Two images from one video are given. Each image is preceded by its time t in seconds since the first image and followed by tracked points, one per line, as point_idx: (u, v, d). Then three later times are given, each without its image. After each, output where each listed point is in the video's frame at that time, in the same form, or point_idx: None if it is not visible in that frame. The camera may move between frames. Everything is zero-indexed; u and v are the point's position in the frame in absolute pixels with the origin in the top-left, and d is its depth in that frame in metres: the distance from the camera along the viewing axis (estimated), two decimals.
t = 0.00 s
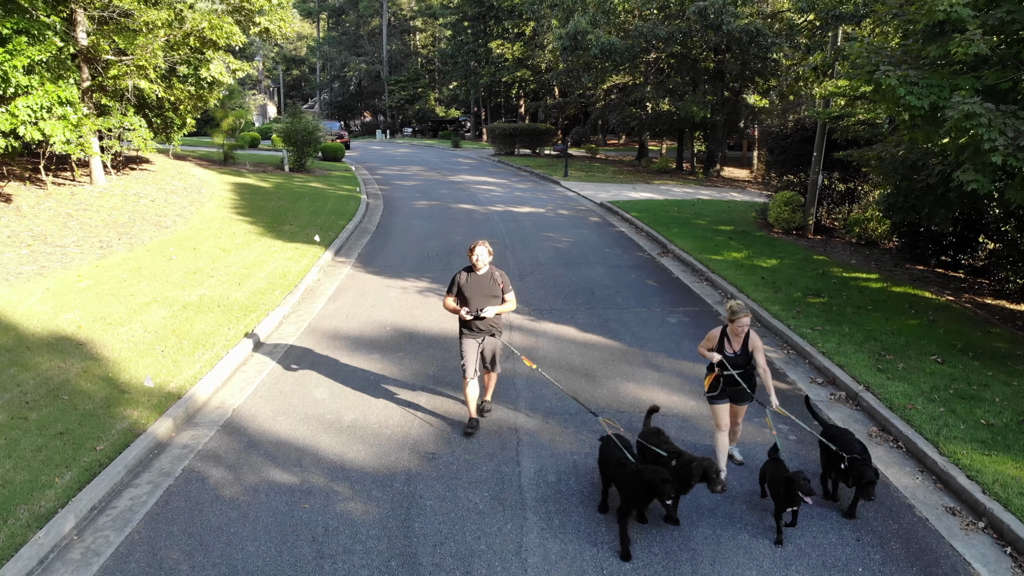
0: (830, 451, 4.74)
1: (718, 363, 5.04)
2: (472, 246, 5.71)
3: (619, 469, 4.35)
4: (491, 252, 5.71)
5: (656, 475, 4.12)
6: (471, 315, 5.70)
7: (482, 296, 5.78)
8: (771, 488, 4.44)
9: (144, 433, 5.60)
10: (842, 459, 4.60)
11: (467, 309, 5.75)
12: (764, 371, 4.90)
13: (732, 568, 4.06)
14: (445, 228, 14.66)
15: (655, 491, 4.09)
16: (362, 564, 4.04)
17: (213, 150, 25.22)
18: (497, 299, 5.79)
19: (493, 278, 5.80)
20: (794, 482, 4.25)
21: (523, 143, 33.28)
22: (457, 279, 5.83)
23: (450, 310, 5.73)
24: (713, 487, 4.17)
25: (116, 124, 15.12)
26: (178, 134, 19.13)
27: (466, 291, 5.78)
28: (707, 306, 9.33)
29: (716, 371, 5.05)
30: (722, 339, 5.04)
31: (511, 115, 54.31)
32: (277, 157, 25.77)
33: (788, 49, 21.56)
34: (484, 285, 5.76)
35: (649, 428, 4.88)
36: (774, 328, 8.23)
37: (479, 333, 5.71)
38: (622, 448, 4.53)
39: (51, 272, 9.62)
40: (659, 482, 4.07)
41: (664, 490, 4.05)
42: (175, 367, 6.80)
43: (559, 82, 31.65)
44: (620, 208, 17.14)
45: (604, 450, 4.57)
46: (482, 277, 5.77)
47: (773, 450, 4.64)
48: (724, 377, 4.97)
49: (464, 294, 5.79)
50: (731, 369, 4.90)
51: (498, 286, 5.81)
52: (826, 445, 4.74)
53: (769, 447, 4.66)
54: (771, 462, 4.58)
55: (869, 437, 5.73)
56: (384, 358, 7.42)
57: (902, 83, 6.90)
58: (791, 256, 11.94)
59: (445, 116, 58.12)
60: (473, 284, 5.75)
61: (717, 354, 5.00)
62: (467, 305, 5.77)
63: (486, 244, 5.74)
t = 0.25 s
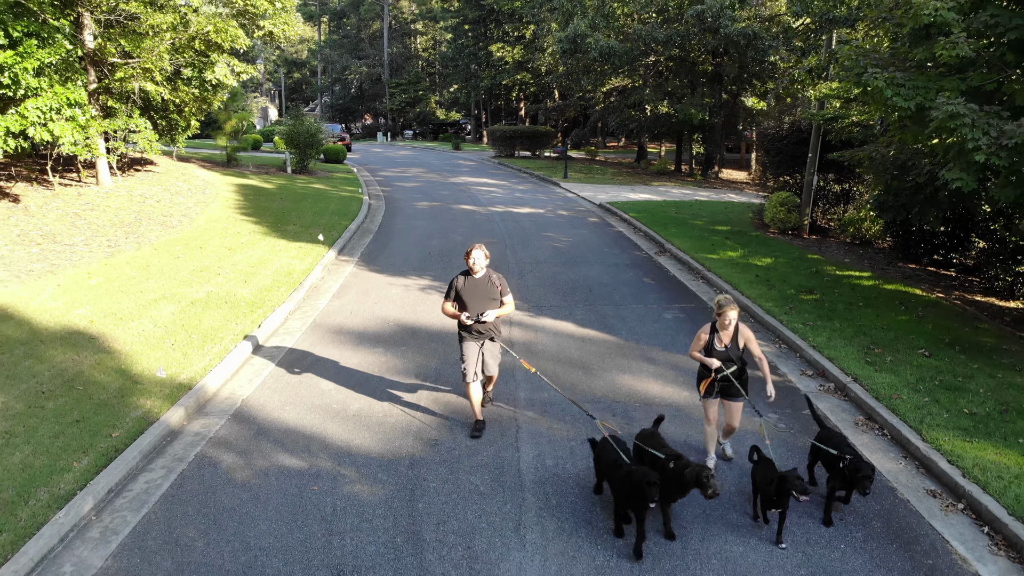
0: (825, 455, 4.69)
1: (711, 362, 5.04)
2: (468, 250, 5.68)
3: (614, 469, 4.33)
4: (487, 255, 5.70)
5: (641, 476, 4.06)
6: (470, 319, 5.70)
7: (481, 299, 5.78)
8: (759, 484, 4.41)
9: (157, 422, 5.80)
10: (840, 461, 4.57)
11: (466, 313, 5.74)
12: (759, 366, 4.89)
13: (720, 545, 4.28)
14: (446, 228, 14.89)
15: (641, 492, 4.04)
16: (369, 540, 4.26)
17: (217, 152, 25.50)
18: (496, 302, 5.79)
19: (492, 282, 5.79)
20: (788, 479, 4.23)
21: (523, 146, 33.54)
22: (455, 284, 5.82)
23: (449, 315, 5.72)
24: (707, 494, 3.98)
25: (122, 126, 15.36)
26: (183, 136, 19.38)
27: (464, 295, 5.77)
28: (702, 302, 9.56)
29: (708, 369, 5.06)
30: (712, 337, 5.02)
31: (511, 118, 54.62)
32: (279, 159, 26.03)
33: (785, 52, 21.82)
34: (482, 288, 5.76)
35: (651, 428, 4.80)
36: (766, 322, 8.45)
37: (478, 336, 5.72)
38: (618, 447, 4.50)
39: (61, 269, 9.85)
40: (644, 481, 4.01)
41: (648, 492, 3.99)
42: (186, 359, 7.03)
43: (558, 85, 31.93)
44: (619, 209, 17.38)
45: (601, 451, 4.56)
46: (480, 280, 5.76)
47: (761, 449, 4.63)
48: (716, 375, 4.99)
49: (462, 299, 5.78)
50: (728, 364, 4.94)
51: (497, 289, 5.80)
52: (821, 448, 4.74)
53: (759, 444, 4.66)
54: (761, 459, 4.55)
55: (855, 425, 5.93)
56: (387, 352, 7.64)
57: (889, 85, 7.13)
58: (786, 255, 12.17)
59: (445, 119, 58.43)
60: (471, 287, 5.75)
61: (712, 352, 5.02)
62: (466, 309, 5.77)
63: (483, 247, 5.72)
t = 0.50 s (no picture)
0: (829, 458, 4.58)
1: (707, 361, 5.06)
2: (467, 246, 5.69)
3: (610, 465, 4.40)
4: (487, 251, 5.72)
5: (634, 472, 4.15)
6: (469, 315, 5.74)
7: (481, 294, 5.81)
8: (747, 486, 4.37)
9: (171, 408, 6.04)
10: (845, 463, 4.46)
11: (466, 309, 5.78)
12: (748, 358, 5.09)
13: (708, 520, 4.53)
14: (448, 227, 15.15)
15: (633, 488, 4.12)
16: (375, 516, 4.49)
17: (220, 153, 25.79)
18: (496, 297, 5.84)
19: (491, 276, 5.83)
20: (768, 485, 4.15)
21: (523, 147, 33.83)
22: (455, 279, 5.83)
23: (448, 311, 5.75)
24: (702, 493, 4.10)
25: (128, 127, 15.61)
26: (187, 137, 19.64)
27: (464, 291, 5.80)
28: (697, 298, 9.81)
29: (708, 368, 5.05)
30: (710, 336, 5.03)
31: (512, 120, 54.93)
32: (282, 160, 26.32)
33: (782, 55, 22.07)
34: (482, 283, 5.79)
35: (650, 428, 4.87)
36: (759, 317, 8.69)
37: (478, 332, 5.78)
38: (615, 442, 4.56)
39: (72, 266, 10.10)
40: (637, 479, 4.10)
41: (641, 488, 4.08)
42: (196, 351, 7.28)
43: (558, 87, 32.20)
44: (617, 208, 17.63)
45: (598, 447, 4.59)
46: (479, 276, 5.79)
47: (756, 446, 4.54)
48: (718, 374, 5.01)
49: (462, 294, 5.81)
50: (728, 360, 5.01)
51: (496, 284, 5.86)
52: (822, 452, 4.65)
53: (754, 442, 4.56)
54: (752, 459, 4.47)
55: (842, 412, 6.16)
56: (391, 345, 7.90)
57: (876, 86, 7.38)
58: (780, 252, 12.42)
59: (446, 121, 58.76)
60: (471, 283, 5.78)
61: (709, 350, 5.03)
62: (465, 304, 5.81)
63: (482, 243, 5.72)
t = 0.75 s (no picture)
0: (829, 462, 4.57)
1: (707, 356, 5.18)
2: (472, 248, 5.77)
3: (602, 466, 4.40)
4: (491, 253, 5.78)
5: (623, 471, 4.13)
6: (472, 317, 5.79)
7: (483, 296, 5.86)
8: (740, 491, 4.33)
9: (184, 396, 6.29)
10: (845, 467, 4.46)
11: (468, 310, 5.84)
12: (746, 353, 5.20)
13: (698, 498, 4.79)
14: (450, 226, 15.41)
15: (622, 486, 4.09)
16: (383, 493, 4.74)
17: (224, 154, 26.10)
18: (498, 300, 5.87)
19: (494, 279, 5.88)
20: (761, 489, 4.12)
21: (524, 149, 34.11)
22: (459, 280, 5.91)
23: (451, 311, 5.82)
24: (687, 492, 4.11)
25: (135, 128, 15.88)
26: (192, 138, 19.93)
27: (468, 292, 5.86)
28: (693, 293, 10.06)
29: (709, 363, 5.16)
30: (711, 330, 5.12)
31: (512, 122, 55.24)
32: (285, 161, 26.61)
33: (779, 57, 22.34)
34: (484, 285, 5.83)
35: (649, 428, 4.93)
36: (752, 311, 8.94)
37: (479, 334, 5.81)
38: (607, 445, 4.57)
39: (84, 263, 10.36)
40: (625, 476, 4.07)
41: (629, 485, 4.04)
42: (208, 343, 7.53)
43: (559, 89, 32.48)
44: (617, 208, 17.89)
45: (589, 445, 4.69)
46: (482, 278, 5.85)
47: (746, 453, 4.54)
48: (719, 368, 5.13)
49: (465, 295, 5.87)
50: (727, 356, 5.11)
51: (498, 287, 5.89)
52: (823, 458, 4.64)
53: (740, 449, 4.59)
54: (743, 466, 4.45)
55: (829, 400, 6.40)
56: (395, 338, 8.15)
57: (865, 86, 7.63)
58: (776, 251, 12.66)
59: (447, 122, 59.09)
60: (474, 284, 5.83)
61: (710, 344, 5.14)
62: (468, 306, 5.86)
63: (486, 245, 5.80)
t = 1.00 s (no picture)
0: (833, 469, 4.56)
1: (702, 356, 5.17)
2: (478, 246, 5.74)
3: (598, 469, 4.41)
4: (497, 252, 5.75)
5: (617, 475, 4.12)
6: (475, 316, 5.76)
7: (488, 296, 5.83)
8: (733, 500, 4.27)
9: (197, 387, 6.53)
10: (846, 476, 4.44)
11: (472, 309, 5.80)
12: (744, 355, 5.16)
13: (690, 480, 5.03)
14: (451, 227, 15.67)
15: (616, 490, 4.07)
16: (390, 476, 4.98)
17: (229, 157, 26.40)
18: (502, 300, 5.83)
19: (500, 278, 5.85)
20: (758, 500, 4.02)
21: (525, 151, 34.40)
22: (464, 279, 5.88)
23: (455, 309, 5.79)
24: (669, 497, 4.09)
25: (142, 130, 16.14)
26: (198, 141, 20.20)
27: (472, 291, 5.83)
28: (690, 291, 10.30)
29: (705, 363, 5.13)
30: (706, 332, 5.12)
31: (513, 125, 55.56)
32: (289, 164, 26.89)
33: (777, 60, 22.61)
34: (489, 284, 5.80)
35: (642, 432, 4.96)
36: (747, 308, 9.18)
37: (483, 333, 5.80)
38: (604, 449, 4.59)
39: (95, 261, 10.62)
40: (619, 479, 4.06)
41: (624, 489, 4.01)
42: (218, 337, 7.78)
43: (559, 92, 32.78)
44: (616, 210, 18.14)
45: (586, 450, 4.71)
46: (488, 277, 5.81)
47: (742, 460, 4.44)
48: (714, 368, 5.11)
49: (470, 294, 5.84)
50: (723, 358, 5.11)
51: (503, 286, 5.86)
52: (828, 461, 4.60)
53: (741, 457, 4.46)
54: (738, 475, 4.35)
55: (819, 391, 6.63)
56: (399, 333, 8.39)
57: (854, 89, 7.88)
58: (772, 250, 12.90)
59: (448, 125, 59.43)
60: (479, 284, 5.79)
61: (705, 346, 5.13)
62: (473, 305, 5.83)
63: (493, 244, 5.78)
